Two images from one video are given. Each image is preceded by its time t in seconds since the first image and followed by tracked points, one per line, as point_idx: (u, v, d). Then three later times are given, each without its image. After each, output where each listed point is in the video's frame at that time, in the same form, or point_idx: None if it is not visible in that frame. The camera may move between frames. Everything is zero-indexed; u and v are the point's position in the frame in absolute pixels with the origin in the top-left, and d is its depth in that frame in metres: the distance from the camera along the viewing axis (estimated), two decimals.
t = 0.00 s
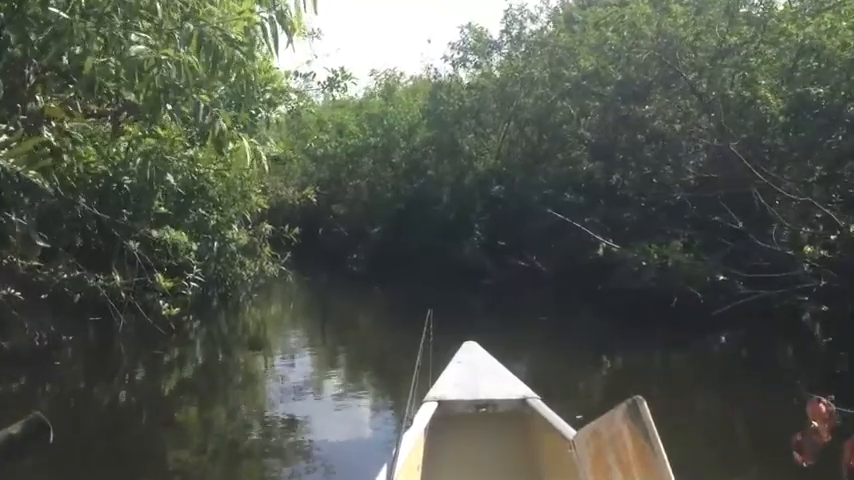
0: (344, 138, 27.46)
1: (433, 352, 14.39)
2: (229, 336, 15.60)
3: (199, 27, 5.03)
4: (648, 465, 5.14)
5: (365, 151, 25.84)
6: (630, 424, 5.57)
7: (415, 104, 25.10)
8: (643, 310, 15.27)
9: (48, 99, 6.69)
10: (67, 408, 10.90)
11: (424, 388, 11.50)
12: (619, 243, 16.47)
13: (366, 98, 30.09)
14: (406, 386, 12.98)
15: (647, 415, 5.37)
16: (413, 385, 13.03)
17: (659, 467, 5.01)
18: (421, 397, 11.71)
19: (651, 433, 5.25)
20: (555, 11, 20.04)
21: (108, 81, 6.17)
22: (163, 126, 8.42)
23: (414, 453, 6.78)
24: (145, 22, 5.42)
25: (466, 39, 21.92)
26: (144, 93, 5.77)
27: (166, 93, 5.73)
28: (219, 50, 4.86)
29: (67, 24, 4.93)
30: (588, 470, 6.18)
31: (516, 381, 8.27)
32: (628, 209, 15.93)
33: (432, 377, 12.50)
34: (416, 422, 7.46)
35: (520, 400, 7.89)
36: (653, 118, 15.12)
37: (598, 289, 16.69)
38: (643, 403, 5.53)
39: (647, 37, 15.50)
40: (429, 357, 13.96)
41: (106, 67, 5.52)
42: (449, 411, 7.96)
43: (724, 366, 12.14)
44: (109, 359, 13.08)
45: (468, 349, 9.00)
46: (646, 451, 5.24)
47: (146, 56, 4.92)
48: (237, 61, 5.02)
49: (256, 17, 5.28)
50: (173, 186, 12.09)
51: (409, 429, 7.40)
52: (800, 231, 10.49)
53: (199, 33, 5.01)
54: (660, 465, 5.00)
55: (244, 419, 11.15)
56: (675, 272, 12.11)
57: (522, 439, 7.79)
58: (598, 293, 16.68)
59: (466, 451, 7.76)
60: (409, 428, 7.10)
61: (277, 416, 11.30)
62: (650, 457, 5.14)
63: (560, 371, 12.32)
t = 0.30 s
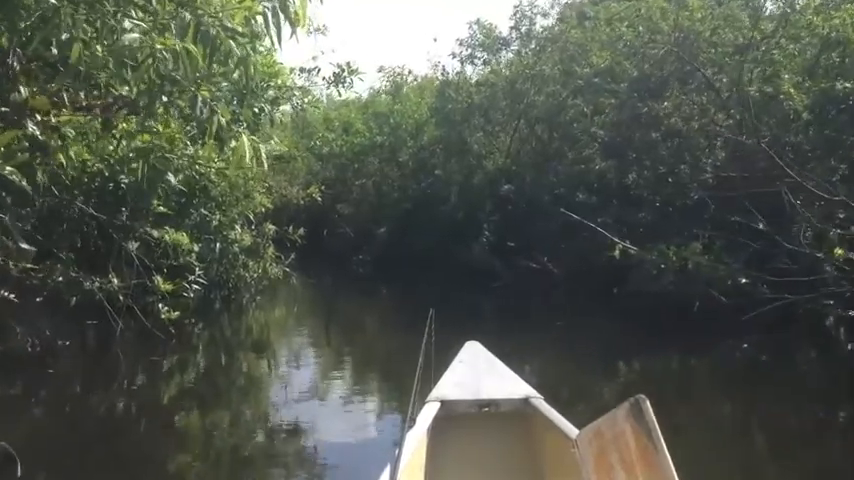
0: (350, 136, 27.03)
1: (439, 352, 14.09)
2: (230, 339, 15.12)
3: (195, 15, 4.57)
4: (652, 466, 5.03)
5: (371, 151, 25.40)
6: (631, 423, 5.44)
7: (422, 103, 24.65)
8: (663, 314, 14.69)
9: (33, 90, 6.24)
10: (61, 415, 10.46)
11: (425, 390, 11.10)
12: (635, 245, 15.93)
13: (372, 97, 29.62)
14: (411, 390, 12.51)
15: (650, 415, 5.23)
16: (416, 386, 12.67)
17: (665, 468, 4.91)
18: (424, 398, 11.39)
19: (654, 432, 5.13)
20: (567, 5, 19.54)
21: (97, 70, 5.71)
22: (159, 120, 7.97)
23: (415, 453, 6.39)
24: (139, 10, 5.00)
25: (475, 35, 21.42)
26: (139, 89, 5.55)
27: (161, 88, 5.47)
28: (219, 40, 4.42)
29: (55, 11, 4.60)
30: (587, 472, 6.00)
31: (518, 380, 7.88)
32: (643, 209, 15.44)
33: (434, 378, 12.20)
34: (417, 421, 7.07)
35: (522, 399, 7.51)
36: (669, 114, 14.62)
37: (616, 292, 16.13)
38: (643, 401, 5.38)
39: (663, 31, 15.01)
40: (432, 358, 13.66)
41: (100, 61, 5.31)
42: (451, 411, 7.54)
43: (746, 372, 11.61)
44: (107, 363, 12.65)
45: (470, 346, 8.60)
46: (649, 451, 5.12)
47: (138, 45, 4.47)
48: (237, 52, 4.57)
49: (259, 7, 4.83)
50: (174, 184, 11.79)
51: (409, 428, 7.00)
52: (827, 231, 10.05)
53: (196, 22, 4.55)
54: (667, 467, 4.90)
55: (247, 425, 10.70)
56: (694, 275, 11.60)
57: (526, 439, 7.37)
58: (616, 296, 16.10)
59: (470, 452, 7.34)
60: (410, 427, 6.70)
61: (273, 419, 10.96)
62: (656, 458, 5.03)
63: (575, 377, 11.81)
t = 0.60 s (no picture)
0: (350, 135, 26.59)
1: (441, 355, 13.71)
2: (224, 340, 14.65)
3: None
4: (658, 468, 4.61)
5: (371, 149, 24.94)
6: (635, 422, 5.02)
7: (424, 101, 24.19)
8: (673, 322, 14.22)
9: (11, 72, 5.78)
10: (45, 420, 10.00)
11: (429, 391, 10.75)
12: (645, 250, 15.45)
13: (373, 95, 29.16)
14: (413, 395, 12.08)
15: (655, 414, 4.80)
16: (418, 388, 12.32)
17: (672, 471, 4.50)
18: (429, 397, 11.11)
19: (659, 432, 4.71)
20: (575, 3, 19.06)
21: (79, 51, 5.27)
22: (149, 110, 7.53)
23: (420, 453, 6.12)
24: None
25: (480, 32, 20.91)
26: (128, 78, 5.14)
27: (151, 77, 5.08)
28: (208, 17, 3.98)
29: None
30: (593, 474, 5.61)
31: (526, 381, 7.58)
32: (651, 212, 15.00)
33: (437, 377, 11.90)
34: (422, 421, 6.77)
35: (528, 399, 7.21)
36: (682, 116, 14.18)
37: (625, 298, 15.65)
38: (648, 398, 4.95)
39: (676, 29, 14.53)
40: (435, 359, 13.34)
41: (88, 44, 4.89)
42: (455, 412, 7.24)
43: (761, 382, 11.16)
44: (95, 365, 12.18)
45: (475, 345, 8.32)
46: (654, 453, 4.71)
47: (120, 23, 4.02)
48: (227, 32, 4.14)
49: None
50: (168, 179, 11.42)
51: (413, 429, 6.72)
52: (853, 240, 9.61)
53: None
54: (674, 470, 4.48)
55: (239, 430, 10.22)
56: (708, 283, 11.13)
57: (532, 440, 7.06)
58: (624, 303, 15.62)
59: (476, 452, 7.04)
60: (413, 427, 6.40)
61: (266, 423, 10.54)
62: (662, 460, 4.62)
63: (582, 385, 11.34)
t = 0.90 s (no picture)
0: (341, 133, 26.11)
1: (439, 360, 13.30)
2: (209, 344, 14.11)
3: None
4: (661, 467, 4.74)
5: (363, 148, 24.45)
6: (636, 422, 5.14)
7: (418, 100, 23.72)
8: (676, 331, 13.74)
9: None
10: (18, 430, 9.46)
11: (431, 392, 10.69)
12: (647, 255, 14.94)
13: (365, 93, 28.64)
14: (409, 402, 11.63)
15: (657, 414, 4.94)
16: (422, 387, 12.22)
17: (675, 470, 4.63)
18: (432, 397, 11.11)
19: (661, 433, 4.84)
20: None
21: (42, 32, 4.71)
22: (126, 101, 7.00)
23: (422, 453, 6.19)
24: None
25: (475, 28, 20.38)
26: (98, 66, 4.71)
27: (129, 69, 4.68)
28: None
29: None
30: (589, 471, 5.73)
31: (527, 381, 7.62)
32: (652, 215, 14.55)
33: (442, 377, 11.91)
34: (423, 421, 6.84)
35: (529, 399, 7.24)
36: (685, 116, 13.74)
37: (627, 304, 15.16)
38: (650, 400, 5.09)
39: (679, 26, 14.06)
40: (436, 361, 13.05)
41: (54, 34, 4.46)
42: (456, 412, 7.30)
43: (769, 393, 10.69)
44: (72, 372, 11.64)
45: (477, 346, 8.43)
46: (657, 453, 4.83)
47: None
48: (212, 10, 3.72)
49: None
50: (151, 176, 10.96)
51: (415, 429, 6.75)
52: None
53: None
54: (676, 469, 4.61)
55: (224, 439, 9.72)
56: (714, 289, 10.68)
57: (533, 440, 7.10)
58: (625, 309, 15.14)
59: (477, 452, 7.08)
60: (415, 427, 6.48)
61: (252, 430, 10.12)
62: (664, 461, 4.74)
63: (582, 393, 10.84)
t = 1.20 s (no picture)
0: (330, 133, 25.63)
1: (434, 365, 12.85)
2: (192, 350, 13.59)
3: None
4: (656, 469, 4.51)
5: (351, 148, 23.97)
6: (637, 423, 4.92)
7: (407, 98, 23.27)
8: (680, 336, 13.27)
9: None
10: None
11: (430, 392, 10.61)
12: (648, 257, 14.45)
13: (353, 92, 28.15)
14: (404, 409, 11.22)
15: (657, 416, 4.73)
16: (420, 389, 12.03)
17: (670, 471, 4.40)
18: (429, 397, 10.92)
19: (660, 435, 4.61)
20: None
21: None
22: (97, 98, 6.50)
23: (422, 451, 6.02)
24: None
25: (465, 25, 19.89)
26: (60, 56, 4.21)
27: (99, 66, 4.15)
28: None
29: None
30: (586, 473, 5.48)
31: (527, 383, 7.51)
32: (649, 215, 14.15)
33: (440, 377, 11.65)
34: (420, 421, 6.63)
35: (527, 399, 7.10)
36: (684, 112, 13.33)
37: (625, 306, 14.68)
38: (651, 401, 4.88)
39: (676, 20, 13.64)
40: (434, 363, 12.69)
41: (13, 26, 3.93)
42: (456, 413, 7.15)
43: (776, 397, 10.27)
44: (48, 384, 11.09)
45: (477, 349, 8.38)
46: (654, 453, 4.60)
47: None
48: None
49: None
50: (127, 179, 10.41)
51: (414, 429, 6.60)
52: None
53: None
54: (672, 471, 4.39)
55: (207, 451, 9.24)
56: (719, 291, 10.31)
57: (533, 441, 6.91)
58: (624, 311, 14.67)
59: (474, 451, 6.87)
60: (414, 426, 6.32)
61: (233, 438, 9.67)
62: (660, 462, 4.51)
63: (580, 398, 10.42)
